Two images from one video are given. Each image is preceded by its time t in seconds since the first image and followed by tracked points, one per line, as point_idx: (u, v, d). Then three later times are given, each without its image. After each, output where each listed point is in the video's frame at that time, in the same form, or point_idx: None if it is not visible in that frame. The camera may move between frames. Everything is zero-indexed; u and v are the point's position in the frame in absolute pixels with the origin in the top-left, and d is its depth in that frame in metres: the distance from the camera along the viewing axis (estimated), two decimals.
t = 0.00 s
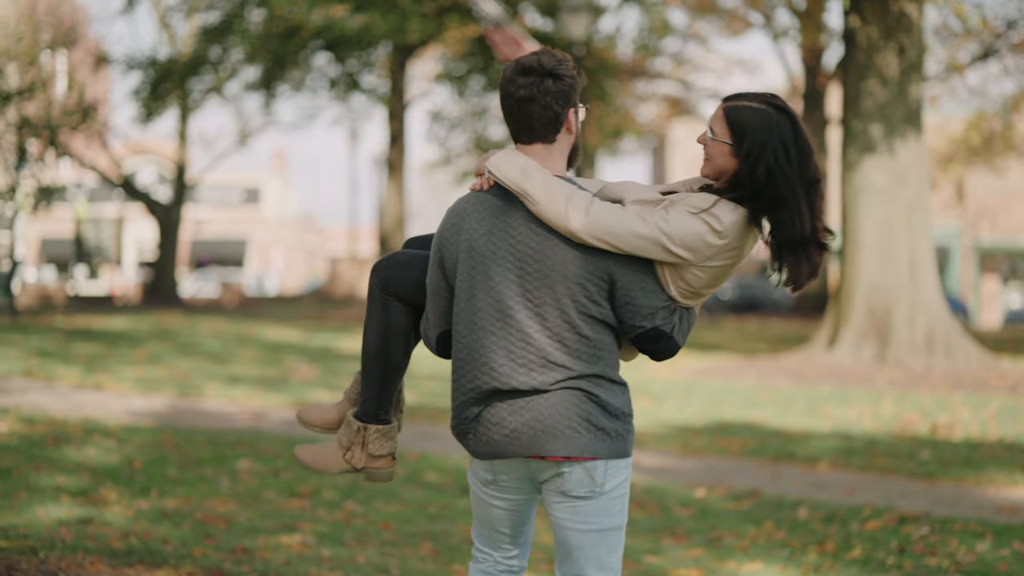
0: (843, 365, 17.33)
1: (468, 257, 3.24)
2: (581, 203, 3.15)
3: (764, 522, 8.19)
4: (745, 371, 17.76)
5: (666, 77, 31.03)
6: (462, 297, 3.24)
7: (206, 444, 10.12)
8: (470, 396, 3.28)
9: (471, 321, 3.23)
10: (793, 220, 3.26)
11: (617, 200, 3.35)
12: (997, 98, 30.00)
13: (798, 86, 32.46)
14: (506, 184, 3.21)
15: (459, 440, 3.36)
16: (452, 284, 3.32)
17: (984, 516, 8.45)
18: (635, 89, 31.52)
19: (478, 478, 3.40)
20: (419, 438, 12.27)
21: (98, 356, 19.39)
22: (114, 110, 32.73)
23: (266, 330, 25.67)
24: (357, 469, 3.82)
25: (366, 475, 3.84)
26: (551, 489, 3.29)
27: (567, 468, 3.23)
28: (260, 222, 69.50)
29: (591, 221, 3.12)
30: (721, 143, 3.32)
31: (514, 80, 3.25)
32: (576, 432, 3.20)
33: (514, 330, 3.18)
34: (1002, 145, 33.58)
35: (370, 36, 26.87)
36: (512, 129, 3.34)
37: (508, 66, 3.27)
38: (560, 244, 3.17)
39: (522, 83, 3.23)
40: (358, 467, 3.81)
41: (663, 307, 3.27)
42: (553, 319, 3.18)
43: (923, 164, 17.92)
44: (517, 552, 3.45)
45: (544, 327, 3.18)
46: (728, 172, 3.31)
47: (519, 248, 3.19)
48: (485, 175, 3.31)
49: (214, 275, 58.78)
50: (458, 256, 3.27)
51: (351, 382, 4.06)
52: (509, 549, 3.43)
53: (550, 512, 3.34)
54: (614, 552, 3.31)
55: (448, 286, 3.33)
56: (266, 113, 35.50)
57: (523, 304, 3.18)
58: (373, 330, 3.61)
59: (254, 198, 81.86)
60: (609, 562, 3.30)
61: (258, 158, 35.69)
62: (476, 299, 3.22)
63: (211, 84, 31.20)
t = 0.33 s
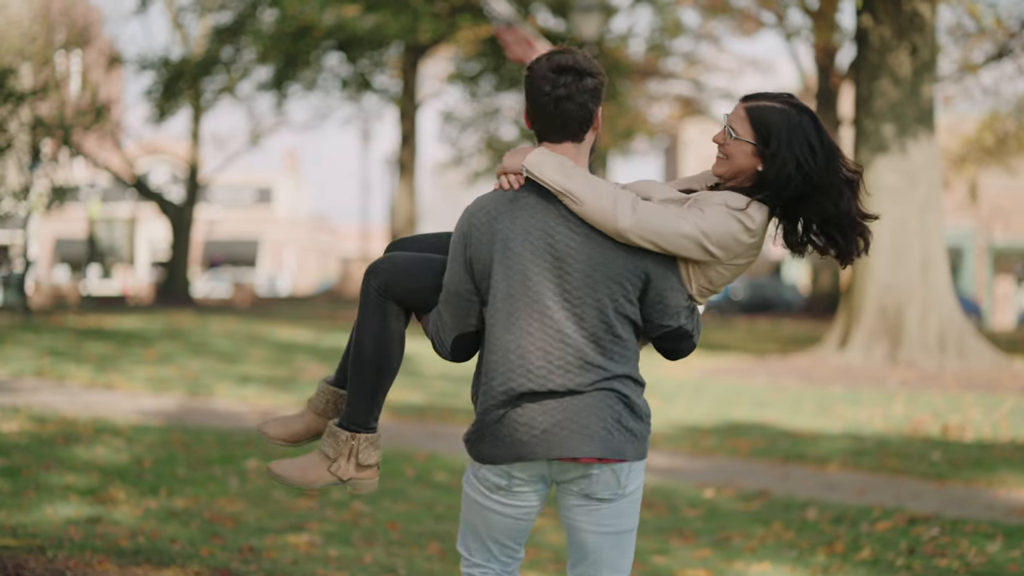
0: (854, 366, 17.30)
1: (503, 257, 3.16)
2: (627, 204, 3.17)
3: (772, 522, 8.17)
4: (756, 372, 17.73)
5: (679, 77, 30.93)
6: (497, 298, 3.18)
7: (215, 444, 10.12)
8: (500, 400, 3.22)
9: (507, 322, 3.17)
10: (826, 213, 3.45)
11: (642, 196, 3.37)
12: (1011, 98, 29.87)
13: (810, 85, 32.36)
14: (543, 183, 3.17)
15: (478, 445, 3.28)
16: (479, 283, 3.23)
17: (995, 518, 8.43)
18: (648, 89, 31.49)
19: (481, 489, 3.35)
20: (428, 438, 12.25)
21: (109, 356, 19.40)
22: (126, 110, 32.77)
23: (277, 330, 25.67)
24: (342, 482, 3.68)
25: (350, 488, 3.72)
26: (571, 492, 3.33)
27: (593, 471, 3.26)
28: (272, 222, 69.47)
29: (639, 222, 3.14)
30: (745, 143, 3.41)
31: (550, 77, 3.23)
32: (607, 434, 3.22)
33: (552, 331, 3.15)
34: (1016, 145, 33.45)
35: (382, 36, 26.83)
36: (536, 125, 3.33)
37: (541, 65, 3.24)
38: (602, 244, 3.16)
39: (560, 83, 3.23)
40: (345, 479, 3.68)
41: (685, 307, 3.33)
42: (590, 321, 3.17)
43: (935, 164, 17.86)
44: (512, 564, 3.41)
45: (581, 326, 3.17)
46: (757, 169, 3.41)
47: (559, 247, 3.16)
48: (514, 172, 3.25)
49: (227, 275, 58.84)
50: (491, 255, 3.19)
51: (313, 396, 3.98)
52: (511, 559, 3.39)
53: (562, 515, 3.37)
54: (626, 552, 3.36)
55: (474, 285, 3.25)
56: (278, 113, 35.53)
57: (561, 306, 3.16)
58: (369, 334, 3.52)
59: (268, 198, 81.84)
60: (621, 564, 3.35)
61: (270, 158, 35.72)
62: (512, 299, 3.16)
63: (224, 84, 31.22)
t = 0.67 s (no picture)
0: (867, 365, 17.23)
1: (544, 255, 3.09)
2: (668, 202, 3.16)
3: (784, 522, 8.14)
4: (769, 371, 17.66)
5: (693, 76, 30.84)
6: (537, 297, 3.10)
7: (227, 444, 10.09)
8: (538, 401, 3.14)
9: (548, 322, 3.10)
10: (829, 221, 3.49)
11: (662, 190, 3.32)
12: None
13: (825, 84, 32.26)
14: (583, 180, 3.11)
15: (509, 450, 3.19)
16: (512, 282, 3.14)
17: (1008, 517, 8.37)
18: (663, 88, 31.40)
19: (514, 499, 3.24)
20: (440, 437, 12.22)
21: (122, 356, 19.40)
22: (141, 111, 32.83)
23: (292, 330, 25.61)
24: (339, 489, 3.61)
25: (346, 492, 3.65)
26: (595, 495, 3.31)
27: (622, 470, 3.24)
28: (287, 222, 69.52)
29: (681, 221, 3.13)
30: (751, 143, 3.40)
31: (582, 75, 3.18)
32: (638, 433, 3.22)
33: (592, 329, 3.11)
34: None
35: (396, 35, 26.82)
36: (562, 122, 3.28)
37: (573, 62, 3.19)
38: (642, 241, 3.13)
39: (594, 81, 3.19)
40: (342, 486, 3.60)
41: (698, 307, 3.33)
42: (628, 319, 3.14)
43: (949, 163, 17.80)
44: None
45: (618, 324, 3.14)
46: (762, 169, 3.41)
47: (598, 246, 3.11)
48: (547, 168, 3.17)
49: (241, 275, 58.87)
50: (530, 253, 3.10)
51: (290, 403, 3.82)
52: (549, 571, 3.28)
53: (579, 519, 3.34)
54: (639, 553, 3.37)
55: (505, 283, 3.15)
56: (291, 113, 35.58)
57: (601, 304, 3.12)
58: (375, 339, 3.39)
59: (282, 198, 81.95)
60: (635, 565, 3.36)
61: (284, 157, 35.79)
62: (554, 297, 3.10)
63: (238, 83, 31.29)
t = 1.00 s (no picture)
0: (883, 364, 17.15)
1: (594, 251, 3.04)
2: (701, 195, 3.24)
3: (798, 522, 8.09)
4: (785, 371, 17.57)
5: (709, 75, 30.71)
6: (585, 294, 3.04)
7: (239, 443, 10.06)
8: (582, 403, 3.08)
9: (596, 320, 3.05)
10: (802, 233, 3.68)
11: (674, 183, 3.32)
12: None
13: (841, 82, 32.12)
14: (627, 176, 3.09)
15: (550, 453, 3.10)
16: (555, 278, 3.05)
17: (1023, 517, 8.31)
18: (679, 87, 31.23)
19: (547, 498, 3.15)
20: (454, 436, 12.18)
21: (137, 355, 19.40)
22: (156, 110, 32.88)
23: (307, 330, 25.55)
24: (345, 492, 3.45)
25: (348, 495, 3.49)
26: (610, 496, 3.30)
27: (650, 471, 3.25)
28: (303, 222, 69.51)
29: (717, 216, 3.22)
30: (738, 143, 3.56)
31: (615, 69, 3.15)
32: (665, 432, 3.23)
33: (636, 329, 3.10)
34: None
35: (412, 34, 26.79)
36: (589, 116, 3.23)
37: (604, 54, 3.16)
38: (678, 237, 3.17)
39: (626, 76, 3.16)
40: (347, 490, 3.45)
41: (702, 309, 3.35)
42: (663, 318, 3.15)
43: (966, 161, 17.71)
44: None
45: (655, 323, 3.15)
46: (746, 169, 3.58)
47: (641, 243, 3.10)
48: (584, 162, 3.11)
49: (257, 275, 58.88)
50: (578, 248, 3.04)
51: (281, 409, 3.58)
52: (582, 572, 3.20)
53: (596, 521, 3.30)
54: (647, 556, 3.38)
55: (545, 279, 3.05)
56: (307, 112, 35.58)
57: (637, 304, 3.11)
58: (398, 339, 3.22)
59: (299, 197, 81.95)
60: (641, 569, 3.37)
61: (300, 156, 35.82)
62: (601, 292, 3.05)
63: (254, 83, 31.36)
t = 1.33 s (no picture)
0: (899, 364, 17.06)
1: (641, 253, 3.02)
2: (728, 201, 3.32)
3: (812, 522, 8.04)
4: (800, 371, 17.48)
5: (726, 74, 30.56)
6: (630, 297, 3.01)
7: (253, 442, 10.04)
8: (620, 407, 3.04)
9: (640, 323, 3.03)
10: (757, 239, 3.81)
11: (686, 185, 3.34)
12: None
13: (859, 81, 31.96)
14: (666, 180, 3.10)
15: (582, 459, 3.04)
16: (601, 282, 3.00)
17: None
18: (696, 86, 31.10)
19: (569, 500, 3.11)
20: (468, 436, 12.13)
21: (153, 354, 19.41)
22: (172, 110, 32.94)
23: (322, 330, 25.54)
24: (371, 498, 3.14)
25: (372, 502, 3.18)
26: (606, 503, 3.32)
27: (662, 478, 3.25)
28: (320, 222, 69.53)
29: (743, 222, 3.30)
30: (717, 142, 3.65)
31: (649, 68, 3.12)
32: (680, 438, 3.25)
33: (670, 333, 3.12)
34: None
35: (428, 33, 26.78)
36: (620, 115, 3.18)
37: (639, 53, 3.12)
38: (706, 243, 3.21)
39: (660, 76, 3.13)
40: (374, 495, 3.14)
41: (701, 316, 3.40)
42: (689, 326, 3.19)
43: (983, 160, 17.61)
44: None
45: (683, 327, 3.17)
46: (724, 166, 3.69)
47: (674, 245, 3.12)
48: (624, 163, 3.05)
49: (274, 275, 58.90)
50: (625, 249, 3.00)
51: (300, 405, 3.31)
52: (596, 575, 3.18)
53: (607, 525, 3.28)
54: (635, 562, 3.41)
55: (591, 282, 2.99)
56: (323, 111, 35.59)
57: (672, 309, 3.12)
58: (437, 335, 3.02)
59: (315, 198, 81.99)
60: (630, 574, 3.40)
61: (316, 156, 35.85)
62: (645, 297, 3.03)
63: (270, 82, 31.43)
